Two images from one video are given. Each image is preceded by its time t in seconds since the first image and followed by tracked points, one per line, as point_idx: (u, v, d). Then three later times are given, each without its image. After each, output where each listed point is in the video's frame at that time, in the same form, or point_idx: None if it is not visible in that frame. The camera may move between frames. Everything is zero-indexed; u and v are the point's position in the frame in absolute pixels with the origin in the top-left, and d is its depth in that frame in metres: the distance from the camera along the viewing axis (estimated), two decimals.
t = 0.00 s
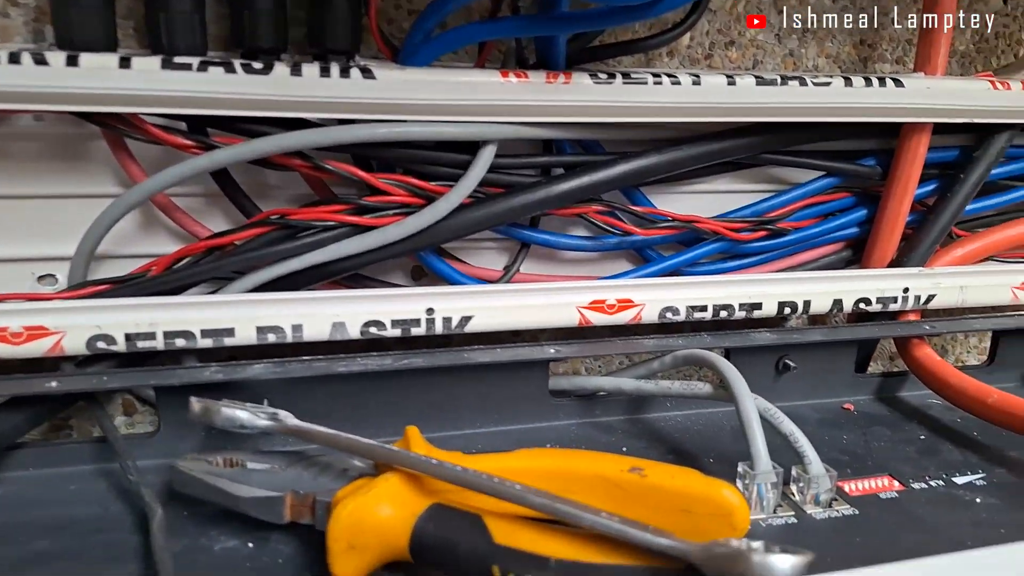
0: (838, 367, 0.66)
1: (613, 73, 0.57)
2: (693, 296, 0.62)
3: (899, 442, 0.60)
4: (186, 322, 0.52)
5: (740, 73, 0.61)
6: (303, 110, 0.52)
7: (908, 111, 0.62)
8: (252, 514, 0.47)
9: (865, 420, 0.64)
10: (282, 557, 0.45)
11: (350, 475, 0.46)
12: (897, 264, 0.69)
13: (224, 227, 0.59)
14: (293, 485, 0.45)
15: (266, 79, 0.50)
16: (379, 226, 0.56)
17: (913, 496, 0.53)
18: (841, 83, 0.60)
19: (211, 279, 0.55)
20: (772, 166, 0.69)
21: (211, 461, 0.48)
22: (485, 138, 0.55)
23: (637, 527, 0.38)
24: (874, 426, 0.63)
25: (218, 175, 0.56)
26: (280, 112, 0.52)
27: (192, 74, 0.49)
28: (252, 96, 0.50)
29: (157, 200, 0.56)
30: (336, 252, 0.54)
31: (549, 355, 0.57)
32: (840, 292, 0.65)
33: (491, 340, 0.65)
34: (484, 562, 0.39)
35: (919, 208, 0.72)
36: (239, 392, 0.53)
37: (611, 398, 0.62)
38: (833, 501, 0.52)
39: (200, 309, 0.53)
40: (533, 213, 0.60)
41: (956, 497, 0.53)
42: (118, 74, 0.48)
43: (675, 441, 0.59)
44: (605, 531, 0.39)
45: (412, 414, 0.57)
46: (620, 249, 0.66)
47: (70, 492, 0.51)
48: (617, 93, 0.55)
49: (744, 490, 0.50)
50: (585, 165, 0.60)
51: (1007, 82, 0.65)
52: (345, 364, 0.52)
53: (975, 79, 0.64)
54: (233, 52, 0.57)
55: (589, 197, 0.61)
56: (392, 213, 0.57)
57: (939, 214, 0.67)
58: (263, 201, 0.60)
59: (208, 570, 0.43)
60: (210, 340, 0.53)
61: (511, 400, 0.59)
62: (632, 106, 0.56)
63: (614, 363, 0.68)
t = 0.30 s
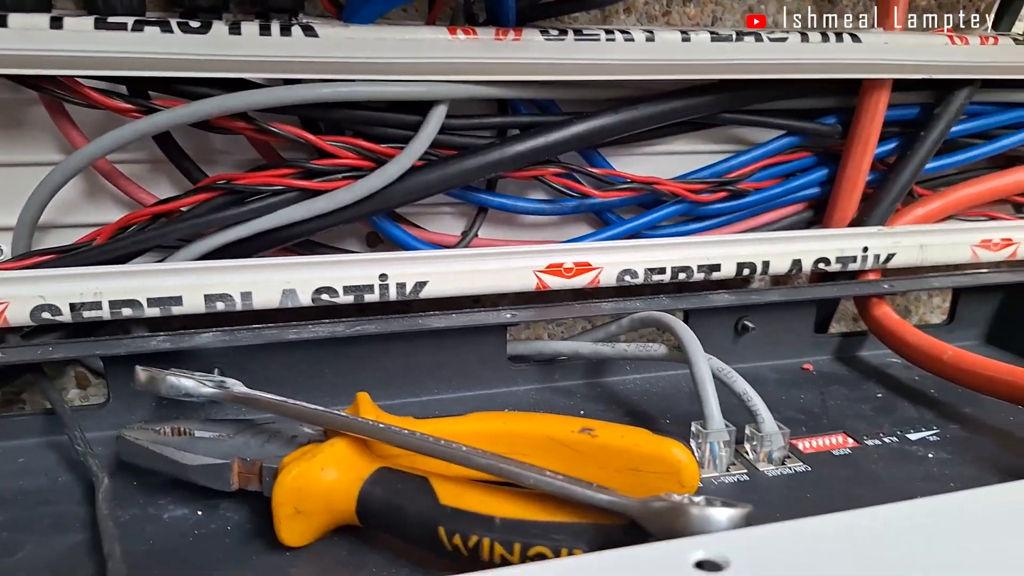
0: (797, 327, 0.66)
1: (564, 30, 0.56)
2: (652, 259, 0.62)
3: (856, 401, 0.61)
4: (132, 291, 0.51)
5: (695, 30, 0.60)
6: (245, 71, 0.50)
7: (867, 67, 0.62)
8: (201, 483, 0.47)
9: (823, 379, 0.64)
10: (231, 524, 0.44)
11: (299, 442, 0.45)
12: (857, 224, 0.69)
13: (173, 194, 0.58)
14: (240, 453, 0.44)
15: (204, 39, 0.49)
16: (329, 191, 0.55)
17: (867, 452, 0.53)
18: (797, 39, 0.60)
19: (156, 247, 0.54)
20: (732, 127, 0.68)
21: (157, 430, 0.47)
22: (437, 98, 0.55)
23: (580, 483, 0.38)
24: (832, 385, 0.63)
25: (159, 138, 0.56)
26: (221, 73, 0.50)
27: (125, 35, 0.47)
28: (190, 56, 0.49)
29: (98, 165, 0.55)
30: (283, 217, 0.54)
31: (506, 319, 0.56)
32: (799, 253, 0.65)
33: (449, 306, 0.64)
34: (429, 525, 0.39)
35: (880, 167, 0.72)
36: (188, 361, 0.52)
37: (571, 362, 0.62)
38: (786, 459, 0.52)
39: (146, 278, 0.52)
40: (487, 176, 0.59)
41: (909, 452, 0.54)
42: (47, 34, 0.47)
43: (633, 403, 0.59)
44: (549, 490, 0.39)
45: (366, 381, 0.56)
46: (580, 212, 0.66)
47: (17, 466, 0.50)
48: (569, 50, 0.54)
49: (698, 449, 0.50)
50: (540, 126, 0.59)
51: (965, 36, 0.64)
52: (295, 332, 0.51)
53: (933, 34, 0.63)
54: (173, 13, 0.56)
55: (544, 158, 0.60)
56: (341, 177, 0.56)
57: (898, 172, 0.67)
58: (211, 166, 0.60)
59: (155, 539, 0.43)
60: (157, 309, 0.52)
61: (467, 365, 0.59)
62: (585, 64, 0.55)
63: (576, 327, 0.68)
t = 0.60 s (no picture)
0: (766, 298, 0.67)
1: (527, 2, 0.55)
2: (620, 233, 0.62)
3: (825, 370, 0.61)
4: (94, 271, 0.51)
5: None
6: (202, 47, 0.50)
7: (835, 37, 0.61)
8: (166, 460, 0.47)
9: (792, 350, 0.65)
10: (195, 500, 0.44)
11: (262, 418, 0.45)
12: (827, 195, 0.69)
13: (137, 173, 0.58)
14: (202, 429, 0.44)
15: (160, 14, 0.48)
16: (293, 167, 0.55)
17: (832, 419, 0.54)
18: (764, 9, 0.59)
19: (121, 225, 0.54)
20: (703, 99, 0.68)
21: (121, 409, 0.47)
22: (399, 72, 0.55)
23: (537, 452, 0.38)
24: (800, 355, 0.64)
25: (120, 115, 0.56)
26: (179, 49, 0.50)
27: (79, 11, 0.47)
28: (145, 32, 0.48)
29: (60, 145, 0.55)
30: (247, 193, 0.54)
31: (473, 294, 0.56)
32: (767, 225, 0.65)
33: (419, 281, 0.65)
34: (388, 497, 0.39)
35: (850, 138, 0.73)
36: (153, 339, 0.52)
37: (541, 336, 0.62)
38: (750, 428, 0.52)
39: (108, 257, 0.52)
40: (453, 150, 0.59)
41: (873, 419, 0.54)
42: None
43: (601, 376, 0.59)
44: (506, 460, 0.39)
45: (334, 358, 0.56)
46: (549, 186, 0.66)
47: None
48: (531, 23, 0.54)
49: (663, 419, 0.51)
50: (506, 100, 0.59)
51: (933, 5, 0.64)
52: (260, 309, 0.51)
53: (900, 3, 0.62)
54: None
55: (510, 132, 0.60)
56: (305, 153, 0.56)
57: (867, 143, 0.67)
58: (175, 144, 0.59)
59: (119, 514, 0.43)
60: (122, 288, 0.52)
61: (436, 341, 0.59)
62: (548, 36, 0.55)
63: (549, 302, 0.68)
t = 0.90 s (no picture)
0: (738, 279, 0.67)
1: None
2: (591, 215, 0.61)
3: (796, 351, 0.61)
4: (57, 258, 0.51)
5: None
6: (160, 30, 0.49)
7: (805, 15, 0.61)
8: (130, 446, 0.47)
9: (764, 331, 0.65)
10: (156, 485, 0.44)
11: (223, 404, 0.45)
12: (802, 174, 0.68)
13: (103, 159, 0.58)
14: (162, 415, 0.44)
15: None
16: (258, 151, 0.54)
17: (799, 400, 0.54)
18: None
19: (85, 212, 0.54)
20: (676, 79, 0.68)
21: (83, 395, 0.47)
22: (363, 53, 0.54)
23: (492, 434, 0.38)
24: (772, 336, 0.64)
25: (82, 100, 0.55)
26: (136, 33, 0.49)
27: None
28: (100, 16, 0.48)
29: (23, 130, 0.55)
30: (210, 178, 0.53)
31: (442, 278, 0.56)
32: (740, 206, 0.65)
33: (391, 265, 0.64)
34: (344, 480, 0.39)
35: (826, 117, 0.73)
36: (117, 326, 0.52)
37: (513, 320, 0.62)
38: (717, 408, 0.52)
39: (71, 244, 0.51)
40: (421, 133, 0.58)
41: (841, 399, 0.54)
42: None
43: (572, 358, 0.59)
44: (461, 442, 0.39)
45: (303, 343, 0.56)
46: (521, 169, 0.65)
47: None
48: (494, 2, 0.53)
49: (629, 400, 0.51)
50: (474, 81, 0.59)
51: None
52: (223, 295, 0.51)
53: None
54: None
55: (479, 114, 0.59)
56: (270, 136, 0.55)
57: (840, 123, 0.67)
58: (141, 130, 0.59)
59: (80, 500, 0.43)
60: (85, 275, 0.52)
61: (405, 325, 0.58)
62: (512, 16, 0.54)
63: (524, 285, 0.68)
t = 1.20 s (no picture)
0: (715, 260, 0.66)
1: None
2: (564, 195, 0.60)
3: (775, 333, 0.60)
4: (11, 239, 0.49)
5: None
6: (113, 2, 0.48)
7: None
8: (84, 432, 0.46)
9: (744, 313, 0.64)
10: (109, 472, 0.43)
11: (178, 388, 0.44)
12: (784, 152, 0.67)
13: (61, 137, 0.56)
14: (114, 400, 0.43)
15: None
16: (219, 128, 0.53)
17: (775, 382, 0.53)
18: None
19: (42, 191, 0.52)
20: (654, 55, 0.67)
21: (36, 380, 0.46)
22: (327, 27, 0.53)
23: (448, 418, 0.37)
24: (750, 319, 0.63)
25: (37, 76, 0.53)
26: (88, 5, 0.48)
27: None
28: None
29: None
30: (170, 156, 0.52)
31: (410, 260, 0.54)
32: (719, 185, 0.63)
33: (361, 247, 0.63)
34: (296, 467, 0.38)
35: (808, 94, 0.71)
36: (73, 309, 0.50)
37: (486, 303, 0.60)
38: (690, 391, 0.51)
39: (25, 225, 0.49)
40: (387, 110, 0.56)
41: (819, 382, 0.53)
42: None
43: (545, 342, 0.58)
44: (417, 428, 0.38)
45: (268, 326, 0.55)
46: (495, 147, 0.64)
47: None
48: None
49: (600, 384, 0.49)
50: (444, 57, 0.57)
51: None
52: (182, 277, 0.49)
53: None
54: None
55: (450, 90, 0.58)
56: (231, 113, 0.54)
57: (822, 100, 0.65)
58: (101, 108, 0.57)
59: (30, 488, 0.42)
60: (41, 257, 0.50)
61: (373, 308, 0.57)
62: None
63: (499, 267, 0.67)
